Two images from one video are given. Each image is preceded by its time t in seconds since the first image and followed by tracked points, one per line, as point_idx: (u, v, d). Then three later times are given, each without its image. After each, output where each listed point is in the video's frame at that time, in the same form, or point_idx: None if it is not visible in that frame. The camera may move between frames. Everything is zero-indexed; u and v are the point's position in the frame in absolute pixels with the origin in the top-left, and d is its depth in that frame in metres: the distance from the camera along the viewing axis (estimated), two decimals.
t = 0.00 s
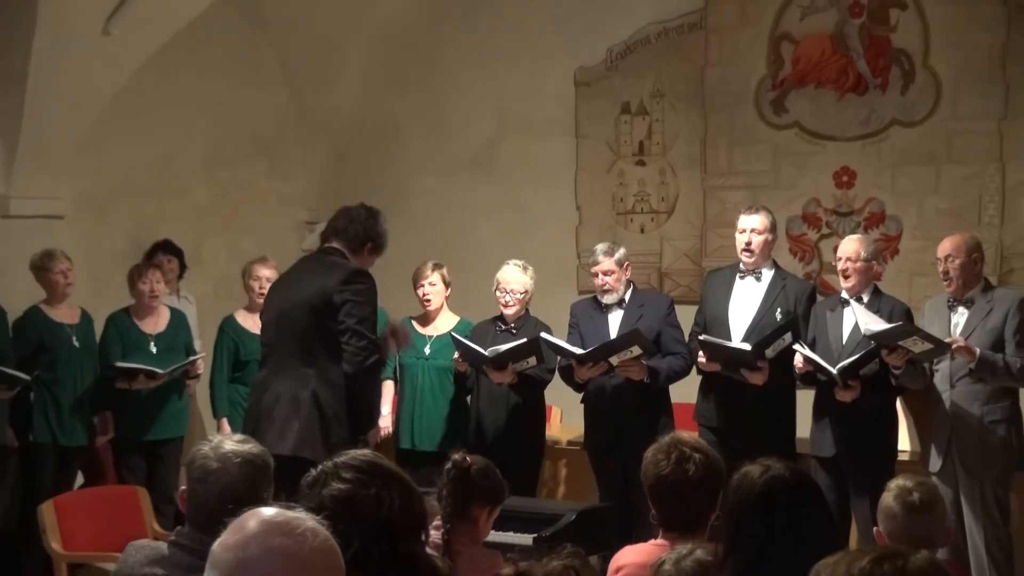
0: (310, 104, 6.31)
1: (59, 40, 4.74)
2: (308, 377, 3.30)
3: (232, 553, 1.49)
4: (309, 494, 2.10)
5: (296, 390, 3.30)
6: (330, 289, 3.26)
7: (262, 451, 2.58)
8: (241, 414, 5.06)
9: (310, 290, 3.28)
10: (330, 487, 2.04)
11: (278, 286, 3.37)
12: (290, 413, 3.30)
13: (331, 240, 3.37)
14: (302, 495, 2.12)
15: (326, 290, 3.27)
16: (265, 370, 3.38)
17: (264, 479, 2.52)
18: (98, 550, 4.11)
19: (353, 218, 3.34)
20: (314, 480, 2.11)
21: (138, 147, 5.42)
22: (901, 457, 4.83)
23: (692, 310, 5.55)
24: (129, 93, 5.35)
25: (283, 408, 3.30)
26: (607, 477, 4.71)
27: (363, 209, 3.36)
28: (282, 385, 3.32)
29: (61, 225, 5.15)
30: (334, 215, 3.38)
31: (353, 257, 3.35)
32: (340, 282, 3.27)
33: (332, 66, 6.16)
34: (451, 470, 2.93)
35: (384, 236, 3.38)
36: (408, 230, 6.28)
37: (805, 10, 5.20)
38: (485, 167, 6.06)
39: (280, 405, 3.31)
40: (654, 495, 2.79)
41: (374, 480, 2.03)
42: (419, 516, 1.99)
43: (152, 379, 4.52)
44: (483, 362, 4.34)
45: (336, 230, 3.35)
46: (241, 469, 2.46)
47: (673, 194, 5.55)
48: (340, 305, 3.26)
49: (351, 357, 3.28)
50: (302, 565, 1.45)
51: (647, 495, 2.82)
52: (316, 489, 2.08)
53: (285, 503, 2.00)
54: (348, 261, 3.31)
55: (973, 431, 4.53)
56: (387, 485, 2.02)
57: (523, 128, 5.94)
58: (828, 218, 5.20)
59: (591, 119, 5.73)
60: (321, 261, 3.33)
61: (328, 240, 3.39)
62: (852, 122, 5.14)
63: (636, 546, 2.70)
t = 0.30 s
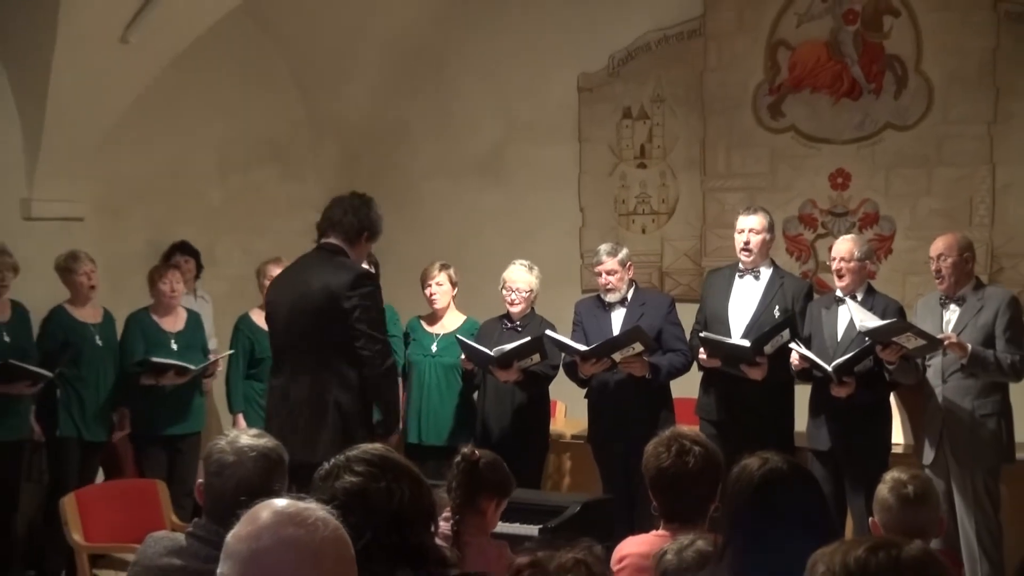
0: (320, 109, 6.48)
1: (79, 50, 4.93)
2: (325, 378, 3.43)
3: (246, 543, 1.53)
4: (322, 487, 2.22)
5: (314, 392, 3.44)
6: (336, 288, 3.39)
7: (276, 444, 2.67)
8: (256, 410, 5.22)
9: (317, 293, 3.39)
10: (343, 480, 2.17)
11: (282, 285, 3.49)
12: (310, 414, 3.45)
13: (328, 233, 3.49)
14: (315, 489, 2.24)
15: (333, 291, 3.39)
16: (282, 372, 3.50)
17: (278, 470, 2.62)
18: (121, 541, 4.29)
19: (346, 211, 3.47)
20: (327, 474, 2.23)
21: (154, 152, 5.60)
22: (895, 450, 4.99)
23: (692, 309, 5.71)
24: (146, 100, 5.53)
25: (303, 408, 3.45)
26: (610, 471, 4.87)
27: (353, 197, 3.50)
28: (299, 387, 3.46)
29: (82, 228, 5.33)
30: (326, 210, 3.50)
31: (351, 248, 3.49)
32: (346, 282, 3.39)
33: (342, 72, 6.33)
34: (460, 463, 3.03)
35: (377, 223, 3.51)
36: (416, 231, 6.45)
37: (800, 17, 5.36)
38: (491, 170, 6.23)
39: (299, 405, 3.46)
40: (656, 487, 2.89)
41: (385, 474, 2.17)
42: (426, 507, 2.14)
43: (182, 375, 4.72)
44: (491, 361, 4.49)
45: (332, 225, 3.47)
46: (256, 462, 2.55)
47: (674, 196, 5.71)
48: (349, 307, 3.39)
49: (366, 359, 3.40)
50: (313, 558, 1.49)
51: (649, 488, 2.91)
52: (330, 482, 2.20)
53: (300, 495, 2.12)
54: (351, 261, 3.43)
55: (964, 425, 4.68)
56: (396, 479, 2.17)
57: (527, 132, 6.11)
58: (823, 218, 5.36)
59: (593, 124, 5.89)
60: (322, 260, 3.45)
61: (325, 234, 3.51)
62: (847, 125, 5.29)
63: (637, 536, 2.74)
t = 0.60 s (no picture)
0: (330, 113, 6.66)
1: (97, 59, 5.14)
2: (366, 381, 3.10)
3: (259, 533, 1.56)
4: (332, 481, 2.25)
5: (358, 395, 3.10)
6: (357, 286, 3.01)
7: (289, 439, 2.66)
8: (269, 405, 5.38)
9: (338, 293, 3.02)
10: (353, 473, 2.21)
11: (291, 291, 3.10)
12: (349, 425, 3.10)
13: (330, 232, 3.10)
14: (326, 483, 2.27)
15: (353, 289, 3.01)
16: (302, 386, 3.14)
17: (292, 464, 2.61)
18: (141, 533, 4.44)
19: (349, 203, 3.09)
20: (337, 467, 2.26)
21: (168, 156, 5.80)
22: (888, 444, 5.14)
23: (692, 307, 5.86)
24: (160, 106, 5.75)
25: (337, 424, 3.09)
26: (611, 464, 5.03)
27: (353, 188, 3.12)
28: (332, 398, 3.09)
29: (101, 229, 5.56)
30: (325, 205, 3.11)
31: (356, 245, 3.10)
32: (365, 278, 3.01)
33: (350, 78, 6.51)
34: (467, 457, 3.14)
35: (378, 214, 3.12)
36: (423, 232, 6.62)
37: (796, 25, 5.51)
38: (495, 172, 6.39)
39: (335, 418, 3.09)
40: (655, 479, 3.01)
41: (394, 467, 2.21)
42: (434, 499, 2.19)
43: (201, 365, 4.89)
44: (497, 358, 4.65)
45: (335, 222, 3.09)
46: (270, 456, 2.56)
47: (673, 197, 5.86)
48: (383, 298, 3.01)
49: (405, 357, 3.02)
50: (322, 550, 1.53)
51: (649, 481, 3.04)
52: (340, 476, 2.23)
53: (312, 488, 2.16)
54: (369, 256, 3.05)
55: (954, 421, 4.85)
56: (404, 474, 2.20)
57: (531, 135, 6.27)
58: (818, 219, 5.51)
59: (595, 128, 6.06)
60: (331, 259, 3.06)
61: (325, 233, 3.13)
62: (841, 129, 5.45)
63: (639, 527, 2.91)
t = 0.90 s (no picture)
0: (337, 118, 6.83)
1: (110, 68, 5.32)
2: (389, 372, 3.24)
3: (268, 523, 1.66)
4: (340, 474, 2.31)
5: (387, 383, 3.25)
6: (376, 277, 3.09)
7: (299, 435, 2.75)
8: (278, 402, 5.54)
9: (358, 285, 3.10)
10: (361, 467, 2.27)
11: (312, 287, 3.18)
12: (378, 414, 3.24)
13: (348, 232, 3.21)
14: (335, 476, 2.33)
15: (372, 282, 3.10)
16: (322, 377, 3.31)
17: (301, 461, 2.70)
18: (153, 523, 4.59)
19: (365, 203, 3.19)
20: (345, 461, 2.33)
21: (180, 161, 5.99)
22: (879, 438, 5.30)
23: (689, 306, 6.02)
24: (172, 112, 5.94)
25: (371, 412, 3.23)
26: (611, 458, 5.19)
27: (368, 190, 3.23)
28: (361, 388, 3.23)
29: (115, 231, 5.75)
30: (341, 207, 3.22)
31: (375, 244, 3.21)
32: (383, 270, 3.09)
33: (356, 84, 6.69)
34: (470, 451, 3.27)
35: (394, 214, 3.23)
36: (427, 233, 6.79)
37: (790, 32, 5.67)
38: (498, 175, 6.56)
39: (364, 407, 3.23)
40: (653, 472, 3.13)
41: (400, 463, 2.27)
42: (438, 493, 2.25)
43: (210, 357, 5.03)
44: (501, 355, 4.80)
45: (352, 221, 3.20)
46: (280, 450, 2.64)
47: (671, 199, 6.03)
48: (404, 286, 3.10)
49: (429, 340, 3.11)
50: (328, 535, 1.64)
51: (647, 474, 3.16)
52: (348, 470, 2.30)
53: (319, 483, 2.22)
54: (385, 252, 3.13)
55: (943, 417, 5.00)
56: (410, 470, 2.26)
57: (532, 139, 6.44)
58: (812, 221, 5.66)
59: (595, 132, 6.22)
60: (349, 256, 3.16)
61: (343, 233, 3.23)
62: (833, 133, 5.61)
63: (638, 520, 3.03)
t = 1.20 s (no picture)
0: (346, 123, 7.02)
1: (126, 76, 5.51)
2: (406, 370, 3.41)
3: (279, 515, 1.78)
4: (350, 468, 2.40)
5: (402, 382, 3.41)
6: (398, 281, 3.29)
7: (309, 430, 2.81)
8: (289, 398, 5.71)
9: (381, 288, 3.30)
10: (370, 462, 2.36)
11: (335, 287, 3.37)
12: (395, 412, 3.40)
13: (369, 233, 3.38)
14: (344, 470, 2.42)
15: (395, 286, 3.29)
16: (337, 372, 3.48)
17: (310, 454, 2.77)
18: (165, 516, 4.74)
19: (386, 207, 3.37)
20: (355, 456, 2.42)
21: (192, 164, 6.20)
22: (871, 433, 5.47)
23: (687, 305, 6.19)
24: (186, 118, 6.14)
25: (388, 408, 3.40)
26: (611, 453, 5.36)
27: (391, 193, 3.40)
28: (378, 387, 3.40)
29: (131, 233, 5.96)
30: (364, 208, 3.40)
31: (394, 246, 3.39)
32: (406, 274, 3.29)
33: (364, 90, 6.88)
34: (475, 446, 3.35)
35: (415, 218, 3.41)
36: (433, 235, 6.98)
37: (786, 39, 5.84)
38: (501, 178, 6.74)
39: (382, 406, 3.39)
40: (653, 466, 3.22)
41: (408, 457, 2.35)
42: (444, 488, 2.34)
43: (214, 358, 5.17)
44: (505, 352, 4.96)
45: (373, 223, 3.37)
46: (290, 446, 2.71)
47: (670, 201, 6.20)
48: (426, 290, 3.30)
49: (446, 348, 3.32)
50: (334, 528, 1.75)
51: (647, 467, 3.24)
52: (357, 464, 2.39)
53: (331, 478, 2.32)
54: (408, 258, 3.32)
55: (934, 414, 5.16)
56: (417, 464, 2.35)
57: (535, 143, 6.62)
58: (806, 222, 5.82)
59: (596, 136, 6.39)
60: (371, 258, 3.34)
61: (364, 234, 3.40)
62: (827, 137, 5.77)
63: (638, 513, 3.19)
